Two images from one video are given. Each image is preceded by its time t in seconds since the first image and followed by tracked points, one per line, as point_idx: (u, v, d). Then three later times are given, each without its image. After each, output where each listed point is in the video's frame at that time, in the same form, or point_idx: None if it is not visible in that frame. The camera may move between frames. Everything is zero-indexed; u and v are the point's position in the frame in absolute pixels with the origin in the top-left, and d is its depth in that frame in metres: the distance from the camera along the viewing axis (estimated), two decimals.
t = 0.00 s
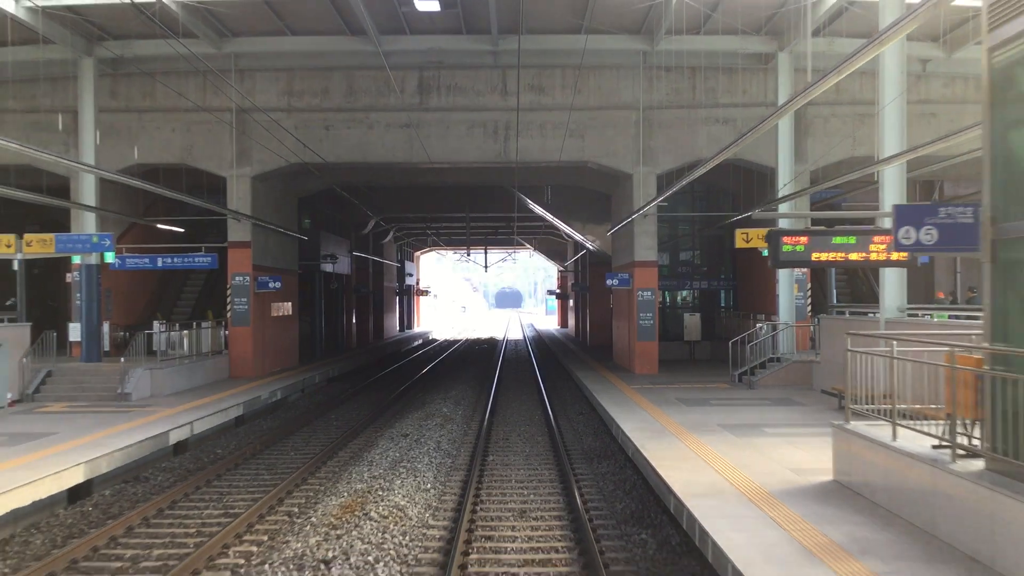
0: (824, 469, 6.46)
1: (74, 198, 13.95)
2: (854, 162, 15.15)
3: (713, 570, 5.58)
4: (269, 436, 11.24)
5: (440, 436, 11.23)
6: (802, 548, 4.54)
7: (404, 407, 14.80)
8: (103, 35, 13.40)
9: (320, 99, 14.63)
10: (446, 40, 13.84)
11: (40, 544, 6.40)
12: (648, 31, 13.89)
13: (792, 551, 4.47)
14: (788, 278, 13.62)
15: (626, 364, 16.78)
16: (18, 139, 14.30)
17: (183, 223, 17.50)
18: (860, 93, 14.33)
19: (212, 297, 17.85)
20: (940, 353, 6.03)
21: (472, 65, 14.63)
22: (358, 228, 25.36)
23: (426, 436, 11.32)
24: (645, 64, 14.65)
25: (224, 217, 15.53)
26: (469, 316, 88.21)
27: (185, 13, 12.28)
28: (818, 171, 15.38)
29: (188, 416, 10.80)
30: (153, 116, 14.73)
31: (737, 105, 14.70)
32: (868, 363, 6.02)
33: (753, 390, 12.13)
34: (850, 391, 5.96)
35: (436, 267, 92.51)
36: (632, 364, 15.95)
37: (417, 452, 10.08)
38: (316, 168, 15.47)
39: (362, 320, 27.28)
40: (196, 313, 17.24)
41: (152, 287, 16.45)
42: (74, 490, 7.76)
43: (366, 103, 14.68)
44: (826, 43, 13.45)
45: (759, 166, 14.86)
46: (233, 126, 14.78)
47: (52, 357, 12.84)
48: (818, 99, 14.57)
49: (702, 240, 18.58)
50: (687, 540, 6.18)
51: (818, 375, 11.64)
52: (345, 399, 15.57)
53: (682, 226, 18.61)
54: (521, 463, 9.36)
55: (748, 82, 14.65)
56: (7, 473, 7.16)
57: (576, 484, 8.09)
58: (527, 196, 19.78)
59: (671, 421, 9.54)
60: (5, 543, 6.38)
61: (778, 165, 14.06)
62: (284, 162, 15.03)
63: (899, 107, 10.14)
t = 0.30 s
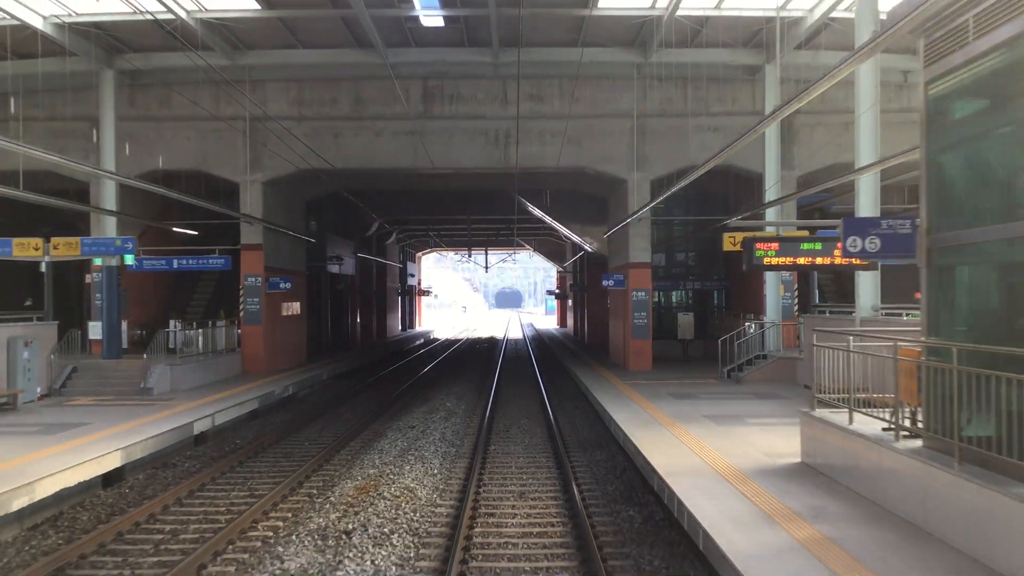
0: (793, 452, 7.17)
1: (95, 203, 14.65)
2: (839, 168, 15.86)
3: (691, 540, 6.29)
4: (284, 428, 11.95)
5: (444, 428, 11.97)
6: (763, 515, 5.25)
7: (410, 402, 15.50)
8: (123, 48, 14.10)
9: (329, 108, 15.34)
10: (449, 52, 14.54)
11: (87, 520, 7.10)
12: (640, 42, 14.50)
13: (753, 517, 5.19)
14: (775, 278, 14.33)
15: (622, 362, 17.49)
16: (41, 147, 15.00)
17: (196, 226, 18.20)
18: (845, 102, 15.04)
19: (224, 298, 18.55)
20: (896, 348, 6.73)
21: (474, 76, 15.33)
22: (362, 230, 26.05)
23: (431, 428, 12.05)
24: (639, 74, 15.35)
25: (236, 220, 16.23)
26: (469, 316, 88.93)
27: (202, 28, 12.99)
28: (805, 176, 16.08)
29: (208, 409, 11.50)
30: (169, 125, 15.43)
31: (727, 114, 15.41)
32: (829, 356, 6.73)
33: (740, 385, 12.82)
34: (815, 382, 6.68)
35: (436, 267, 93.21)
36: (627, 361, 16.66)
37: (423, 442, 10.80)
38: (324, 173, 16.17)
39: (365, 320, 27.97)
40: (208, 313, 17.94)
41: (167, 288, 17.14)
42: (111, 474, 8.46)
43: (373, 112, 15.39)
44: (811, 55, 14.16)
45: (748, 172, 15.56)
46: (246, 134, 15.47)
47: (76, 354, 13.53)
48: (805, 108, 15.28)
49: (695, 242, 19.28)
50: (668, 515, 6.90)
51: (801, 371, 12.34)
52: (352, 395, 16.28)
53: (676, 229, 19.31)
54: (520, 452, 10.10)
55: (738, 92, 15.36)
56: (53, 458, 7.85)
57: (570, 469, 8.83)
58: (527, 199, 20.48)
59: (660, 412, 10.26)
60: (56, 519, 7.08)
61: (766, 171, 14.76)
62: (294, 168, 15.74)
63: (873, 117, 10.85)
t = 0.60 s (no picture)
0: (768, 438, 7.89)
1: (114, 208, 15.36)
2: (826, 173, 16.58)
3: (672, 516, 7.01)
4: (297, 421, 12.68)
5: (449, 421, 12.69)
6: (733, 489, 5.97)
7: (414, 398, 16.20)
8: (142, 60, 14.81)
9: (337, 117, 16.05)
10: (452, 64, 15.24)
11: (126, 500, 7.82)
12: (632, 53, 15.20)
13: (724, 491, 5.90)
14: (762, 279, 15.05)
15: (618, 359, 18.20)
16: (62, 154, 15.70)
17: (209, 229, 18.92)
18: (830, 110, 15.76)
19: (235, 298, 19.27)
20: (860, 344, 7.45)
21: (476, 86, 16.04)
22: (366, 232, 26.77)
23: (436, 420, 12.78)
24: (633, 84, 16.06)
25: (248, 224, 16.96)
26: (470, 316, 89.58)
27: (218, 42, 13.70)
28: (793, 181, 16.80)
29: (226, 403, 12.21)
30: (184, 132, 16.14)
31: (718, 122, 16.12)
32: (799, 351, 7.46)
33: (729, 380, 13.54)
34: (786, 374, 7.41)
35: (437, 267, 93.89)
36: (623, 359, 17.37)
37: (429, 433, 11.54)
38: (332, 179, 16.88)
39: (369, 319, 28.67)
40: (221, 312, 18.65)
41: (181, 288, 17.85)
42: (142, 460, 9.17)
43: (379, 120, 16.09)
44: (797, 67, 14.88)
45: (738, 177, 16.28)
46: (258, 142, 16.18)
47: (98, 352, 14.24)
48: (792, 116, 16.00)
49: (689, 244, 20.00)
50: (654, 494, 7.63)
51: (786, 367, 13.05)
52: (359, 391, 17.00)
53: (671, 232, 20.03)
54: (520, 442, 10.82)
55: (728, 101, 16.08)
56: (92, 444, 8.56)
57: (566, 456, 9.56)
58: (526, 203, 21.19)
59: (651, 405, 10.99)
60: (98, 499, 7.79)
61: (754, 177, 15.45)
62: (303, 174, 16.46)
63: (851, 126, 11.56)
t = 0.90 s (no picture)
0: (746, 427, 8.64)
1: (133, 213, 16.10)
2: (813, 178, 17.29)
3: (657, 496, 7.74)
4: (309, 414, 13.42)
5: (453, 414, 13.44)
6: (709, 469, 6.71)
7: (419, 394, 16.92)
8: (159, 72, 15.53)
9: (345, 124, 16.76)
10: (455, 75, 15.94)
11: (159, 484, 8.55)
12: (626, 64, 15.93)
13: (701, 471, 6.65)
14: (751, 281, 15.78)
15: (614, 357, 18.93)
16: (82, 161, 16.43)
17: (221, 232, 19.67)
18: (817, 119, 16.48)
19: (245, 298, 20.02)
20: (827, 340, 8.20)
21: (478, 95, 16.76)
22: (370, 234, 27.48)
23: (441, 414, 13.53)
24: (628, 94, 16.79)
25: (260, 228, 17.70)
26: (470, 316, 90.33)
27: (233, 55, 14.42)
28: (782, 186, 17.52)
29: (242, 397, 12.95)
30: (198, 140, 16.87)
31: (709, 130, 16.86)
32: (773, 347, 8.22)
33: (718, 376, 14.27)
34: (762, 369, 8.17)
35: (437, 268, 94.61)
36: (618, 357, 18.09)
37: (434, 425, 12.29)
38: (340, 184, 17.61)
39: (373, 319, 29.41)
40: (232, 312, 19.40)
41: (195, 289, 18.59)
42: (170, 448, 9.92)
43: (385, 128, 16.81)
44: (784, 78, 15.61)
45: (729, 183, 17.01)
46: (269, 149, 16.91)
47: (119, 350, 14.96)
48: (781, 124, 16.73)
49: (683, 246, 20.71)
50: (642, 478, 8.36)
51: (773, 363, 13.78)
52: (366, 387, 17.72)
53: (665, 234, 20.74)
54: (520, 433, 11.57)
55: (720, 109, 16.80)
56: (126, 433, 9.30)
57: (563, 445, 10.31)
58: (526, 206, 21.92)
59: (643, 398, 11.74)
60: (134, 482, 8.54)
61: (744, 183, 16.12)
62: (312, 179, 17.19)
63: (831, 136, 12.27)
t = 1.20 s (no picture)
0: (728, 417, 9.39)
1: (150, 216, 16.83)
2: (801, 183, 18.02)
3: (645, 479, 8.49)
4: (320, 409, 14.16)
5: (456, 408, 14.19)
6: (690, 452, 7.46)
7: (422, 390, 17.66)
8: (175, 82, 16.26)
9: (352, 132, 17.50)
10: (457, 85, 16.67)
11: (188, 469, 9.30)
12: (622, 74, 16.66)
13: (682, 454, 7.40)
14: (741, 282, 16.48)
15: (610, 355, 19.67)
16: (101, 166, 17.17)
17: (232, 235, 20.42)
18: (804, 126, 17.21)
19: (255, 298, 20.77)
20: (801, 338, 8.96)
21: (480, 104, 17.49)
22: (374, 236, 28.22)
23: (445, 408, 14.28)
24: (623, 102, 17.54)
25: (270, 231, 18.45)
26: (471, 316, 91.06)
27: (246, 66, 15.14)
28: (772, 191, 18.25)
29: (257, 392, 13.69)
30: (212, 147, 17.61)
31: (702, 137, 17.60)
32: (752, 343, 8.98)
33: (709, 373, 15.02)
34: (741, 363, 8.94)
35: (438, 268, 95.35)
36: (614, 355, 18.83)
37: (439, 418, 13.05)
38: (347, 189, 18.34)
39: (377, 318, 30.16)
40: (243, 312, 20.16)
41: (207, 290, 19.34)
42: (195, 438, 10.67)
43: (391, 135, 17.55)
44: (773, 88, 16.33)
45: (720, 188, 17.74)
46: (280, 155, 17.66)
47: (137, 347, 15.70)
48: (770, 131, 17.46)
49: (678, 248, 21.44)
50: (631, 464, 9.12)
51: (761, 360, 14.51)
52: (373, 384, 18.47)
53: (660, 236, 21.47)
54: (520, 425, 12.32)
55: (712, 117, 17.53)
56: (155, 423, 10.05)
57: (560, 436, 11.05)
58: (525, 210, 22.65)
59: (636, 393, 12.49)
60: (165, 467, 9.31)
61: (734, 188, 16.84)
62: (321, 184, 17.92)
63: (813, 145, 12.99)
